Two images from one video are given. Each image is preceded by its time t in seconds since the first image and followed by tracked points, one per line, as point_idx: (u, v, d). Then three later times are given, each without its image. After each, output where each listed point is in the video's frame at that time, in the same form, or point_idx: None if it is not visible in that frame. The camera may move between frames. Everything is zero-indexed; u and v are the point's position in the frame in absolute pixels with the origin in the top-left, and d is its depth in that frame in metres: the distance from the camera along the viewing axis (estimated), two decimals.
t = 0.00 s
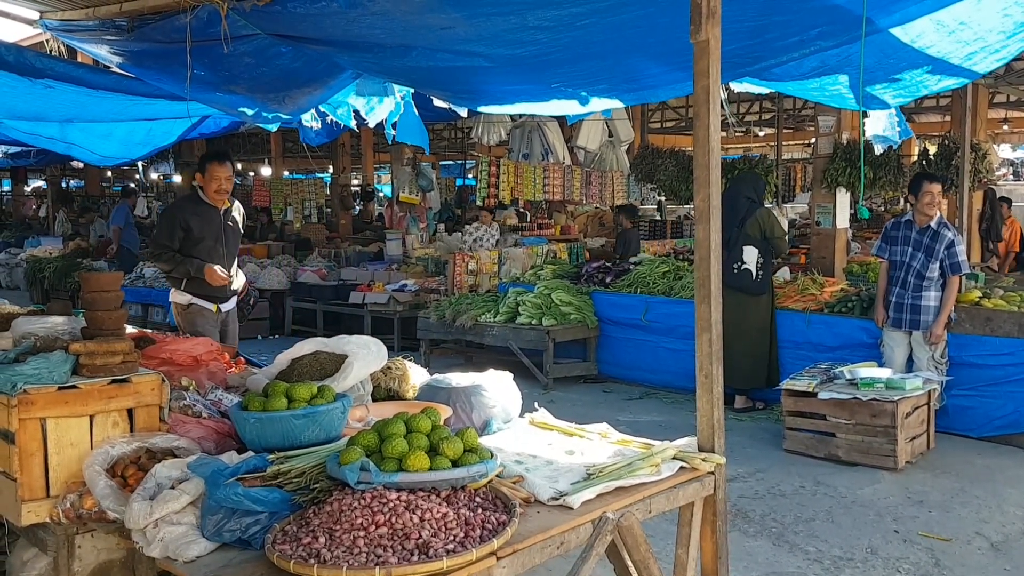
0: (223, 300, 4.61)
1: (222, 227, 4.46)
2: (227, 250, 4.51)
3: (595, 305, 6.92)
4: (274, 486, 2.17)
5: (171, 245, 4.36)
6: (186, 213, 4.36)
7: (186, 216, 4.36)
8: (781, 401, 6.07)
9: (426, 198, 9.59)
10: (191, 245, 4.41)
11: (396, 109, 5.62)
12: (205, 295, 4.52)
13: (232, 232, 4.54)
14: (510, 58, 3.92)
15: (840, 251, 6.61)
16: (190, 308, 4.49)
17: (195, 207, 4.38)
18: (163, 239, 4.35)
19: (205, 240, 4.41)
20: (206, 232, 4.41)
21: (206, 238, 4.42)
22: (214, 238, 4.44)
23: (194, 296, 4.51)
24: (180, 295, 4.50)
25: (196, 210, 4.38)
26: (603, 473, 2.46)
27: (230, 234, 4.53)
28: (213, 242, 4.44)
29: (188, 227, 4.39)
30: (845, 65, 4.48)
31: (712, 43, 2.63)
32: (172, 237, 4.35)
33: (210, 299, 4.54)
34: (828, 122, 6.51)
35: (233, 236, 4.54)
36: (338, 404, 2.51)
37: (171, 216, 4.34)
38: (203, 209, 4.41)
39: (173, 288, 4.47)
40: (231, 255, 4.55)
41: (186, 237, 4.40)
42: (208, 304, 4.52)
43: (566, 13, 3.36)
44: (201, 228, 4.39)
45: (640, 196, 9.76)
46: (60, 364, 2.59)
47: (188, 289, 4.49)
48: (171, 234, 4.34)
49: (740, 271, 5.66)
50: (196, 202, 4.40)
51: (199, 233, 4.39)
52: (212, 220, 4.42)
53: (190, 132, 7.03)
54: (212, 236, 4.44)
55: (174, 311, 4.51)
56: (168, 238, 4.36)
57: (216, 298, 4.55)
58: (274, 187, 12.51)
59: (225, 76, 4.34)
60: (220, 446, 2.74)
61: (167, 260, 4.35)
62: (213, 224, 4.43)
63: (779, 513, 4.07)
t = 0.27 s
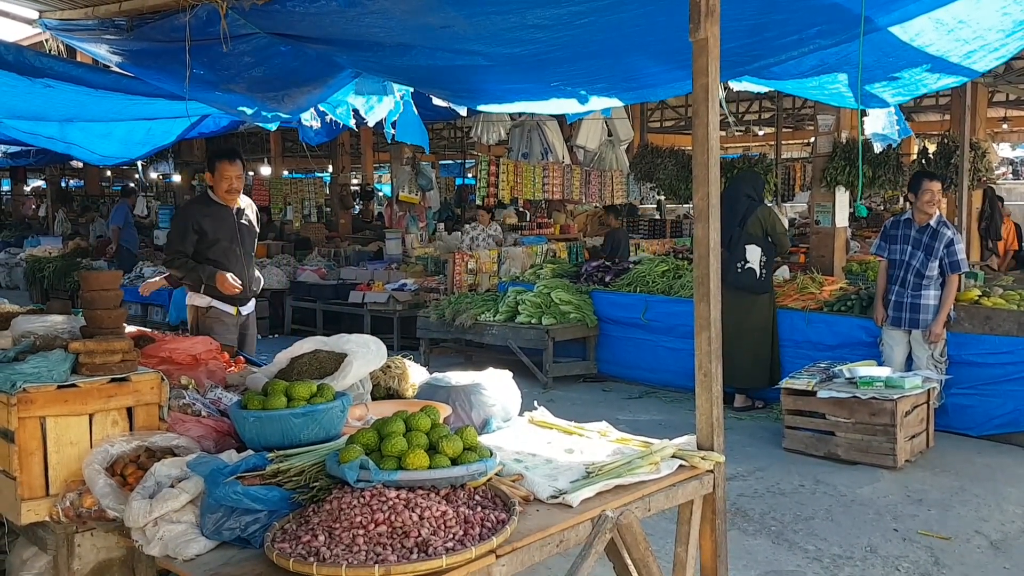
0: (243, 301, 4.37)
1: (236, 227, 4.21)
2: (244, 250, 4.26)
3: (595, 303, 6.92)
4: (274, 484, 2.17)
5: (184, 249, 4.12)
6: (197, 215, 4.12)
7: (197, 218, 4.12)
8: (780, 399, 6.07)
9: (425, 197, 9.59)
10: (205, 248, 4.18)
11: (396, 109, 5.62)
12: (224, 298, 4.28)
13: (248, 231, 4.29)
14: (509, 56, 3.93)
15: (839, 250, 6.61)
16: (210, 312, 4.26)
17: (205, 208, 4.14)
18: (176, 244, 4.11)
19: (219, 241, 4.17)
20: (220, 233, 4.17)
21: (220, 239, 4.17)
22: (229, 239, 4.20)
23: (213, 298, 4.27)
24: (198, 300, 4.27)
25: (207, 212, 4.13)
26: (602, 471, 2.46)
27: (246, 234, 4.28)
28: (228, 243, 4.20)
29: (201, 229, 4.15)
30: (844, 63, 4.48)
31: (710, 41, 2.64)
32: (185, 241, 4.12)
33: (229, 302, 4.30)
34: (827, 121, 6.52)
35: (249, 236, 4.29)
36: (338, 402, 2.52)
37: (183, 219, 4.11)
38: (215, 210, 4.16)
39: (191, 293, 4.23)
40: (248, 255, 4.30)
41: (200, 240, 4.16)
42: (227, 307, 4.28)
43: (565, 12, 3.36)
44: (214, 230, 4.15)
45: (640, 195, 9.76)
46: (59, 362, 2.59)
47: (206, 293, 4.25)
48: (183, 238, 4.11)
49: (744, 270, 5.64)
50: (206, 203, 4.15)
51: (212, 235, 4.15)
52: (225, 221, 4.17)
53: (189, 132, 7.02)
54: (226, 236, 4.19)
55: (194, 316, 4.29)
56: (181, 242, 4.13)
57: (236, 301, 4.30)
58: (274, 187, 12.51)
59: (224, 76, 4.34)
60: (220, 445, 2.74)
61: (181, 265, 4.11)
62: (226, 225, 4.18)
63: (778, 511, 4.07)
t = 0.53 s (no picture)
0: (256, 300, 4.23)
1: (250, 223, 4.10)
2: (258, 247, 4.15)
3: (594, 302, 6.92)
4: (273, 483, 2.17)
5: (198, 246, 3.97)
6: (212, 211, 4.00)
7: (211, 214, 3.99)
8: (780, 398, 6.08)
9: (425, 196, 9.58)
10: (219, 245, 4.05)
11: (395, 108, 5.61)
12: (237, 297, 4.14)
13: (262, 228, 4.18)
14: (508, 55, 3.93)
15: (839, 248, 6.62)
16: (221, 312, 4.12)
17: (220, 204, 4.02)
18: (190, 242, 3.97)
19: (233, 238, 4.05)
20: (234, 230, 4.05)
21: (234, 236, 4.05)
22: (243, 236, 4.08)
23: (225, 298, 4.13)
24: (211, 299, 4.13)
25: (222, 208, 4.01)
26: (602, 470, 2.46)
27: (261, 231, 4.17)
28: (242, 240, 4.08)
29: (215, 225, 4.02)
30: (843, 62, 4.48)
31: (709, 40, 2.64)
32: (200, 238, 3.98)
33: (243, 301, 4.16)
34: (827, 120, 6.52)
35: (264, 232, 4.19)
36: (337, 401, 2.52)
37: (196, 216, 3.98)
38: (230, 206, 4.04)
39: (203, 292, 4.10)
40: (263, 253, 4.19)
41: (214, 237, 4.03)
42: (241, 307, 4.14)
43: (564, 11, 3.36)
44: (228, 226, 4.03)
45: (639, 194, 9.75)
46: (58, 361, 2.60)
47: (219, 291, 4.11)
48: (197, 234, 3.97)
49: (744, 268, 5.66)
50: (221, 199, 4.02)
51: (226, 232, 4.03)
52: (239, 217, 4.06)
53: (188, 131, 7.02)
54: (240, 233, 4.08)
55: (206, 316, 4.15)
56: (195, 239, 3.98)
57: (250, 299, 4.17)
58: (273, 186, 12.51)
59: (224, 75, 4.34)
60: (219, 444, 2.74)
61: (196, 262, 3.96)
62: (241, 221, 4.07)
63: (778, 510, 4.07)
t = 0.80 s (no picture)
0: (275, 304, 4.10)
1: (269, 225, 3.97)
2: (276, 250, 4.02)
3: (592, 301, 6.92)
4: (270, 482, 2.17)
5: (215, 249, 3.82)
6: (230, 214, 3.85)
7: (229, 215, 3.85)
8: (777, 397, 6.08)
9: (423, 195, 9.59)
10: (237, 248, 3.91)
11: (392, 106, 5.61)
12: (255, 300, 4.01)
13: (282, 230, 4.05)
14: (505, 54, 3.92)
15: (836, 247, 6.63)
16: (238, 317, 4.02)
17: (239, 205, 3.88)
18: (207, 245, 3.82)
19: (251, 241, 3.92)
20: (252, 232, 3.92)
21: (252, 238, 3.92)
22: (262, 239, 3.95)
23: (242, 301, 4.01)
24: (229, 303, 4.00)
25: (241, 210, 3.87)
26: (599, 468, 2.47)
27: (280, 233, 4.04)
28: (260, 242, 3.95)
29: (233, 227, 3.88)
30: (840, 61, 4.48)
31: (707, 38, 2.64)
32: (217, 241, 3.83)
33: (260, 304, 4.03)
34: (823, 119, 6.51)
35: (282, 235, 4.05)
36: (334, 400, 2.51)
37: (214, 218, 3.83)
38: (249, 208, 3.90)
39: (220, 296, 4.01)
40: (281, 255, 4.06)
41: (231, 240, 3.90)
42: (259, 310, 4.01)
43: (562, 9, 3.36)
44: (247, 229, 3.89)
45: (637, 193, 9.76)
46: (55, 360, 2.59)
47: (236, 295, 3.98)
48: (215, 237, 3.82)
49: (739, 265, 5.69)
50: (240, 200, 3.88)
51: (244, 234, 3.89)
52: (258, 220, 3.92)
53: (185, 130, 7.01)
54: (258, 235, 3.94)
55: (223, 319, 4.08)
56: (212, 241, 3.84)
57: (268, 303, 4.03)
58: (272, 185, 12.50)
59: (221, 74, 4.34)
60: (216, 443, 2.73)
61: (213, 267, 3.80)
62: (260, 224, 3.93)
63: (775, 509, 4.07)
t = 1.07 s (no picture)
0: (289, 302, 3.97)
1: (280, 225, 3.86)
2: (289, 251, 3.91)
3: (589, 300, 6.92)
4: (266, 480, 2.17)
5: (225, 250, 3.73)
6: (238, 213, 3.76)
7: (238, 215, 3.76)
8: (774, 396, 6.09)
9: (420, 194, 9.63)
10: (247, 249, 3.82)
11: (389, 105, 5.60)
12: (268, 299, 3.90)
13: (294, 229, 3.92)
14: (502, 52, 3.92)
15: (833, 246, 6.64)
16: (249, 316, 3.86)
17: (248, 204, 3.78)
18: (216, 245, 3.73)
19: (262, 241, 3.82)
20: (262, 232, 3.82)
21: (262, 238, 3.82)
22: (272, 239, 3.85)
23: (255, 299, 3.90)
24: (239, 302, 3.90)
25: (250, 209, 3.77)
26: (595, 466, 2.47)
27: (292, 233, 3.92)
28: (271, 242, 3.84)
29: (243, 227, 3.79)
30: (836, 59, 4.49)
31: (703, 37, 2.64)
32: (227, 241, 3.74)
33: (274, 302, 3.92)
34: (820, 118, 6.55)
35: (295, 234, 3.93)
36: (331, 398, 2.51)
37: (223, 217, 3.75)
38: (259, 208, 3.79)
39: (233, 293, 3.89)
40: (294, 255, 3.94)
41: (242, 240, 3.80)
42: (271, 309, 3.90)
43: (558, 7, 3.36)
44: (257, 229, 3.79)
45: (633, 192, 9.77)
46: (50, 359, 2.59)
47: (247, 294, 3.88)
48: (225, 237, 3.73)
49: (734, 259, 5.73)
50: (249, 200, 3.78)
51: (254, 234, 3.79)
52: (269, 219, 3.81)
53: (181, 128, 7.00)
54: (269, 235, 3.84)
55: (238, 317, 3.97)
56: (222, 242, 3.75)
57: (279, 301, 3.92)
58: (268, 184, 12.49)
59: (217, 72, 4.33)
60: (212, 441, 2.72)
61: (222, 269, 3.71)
62: (270, 223, 3.83)
63: (771, 507, 4.08)
